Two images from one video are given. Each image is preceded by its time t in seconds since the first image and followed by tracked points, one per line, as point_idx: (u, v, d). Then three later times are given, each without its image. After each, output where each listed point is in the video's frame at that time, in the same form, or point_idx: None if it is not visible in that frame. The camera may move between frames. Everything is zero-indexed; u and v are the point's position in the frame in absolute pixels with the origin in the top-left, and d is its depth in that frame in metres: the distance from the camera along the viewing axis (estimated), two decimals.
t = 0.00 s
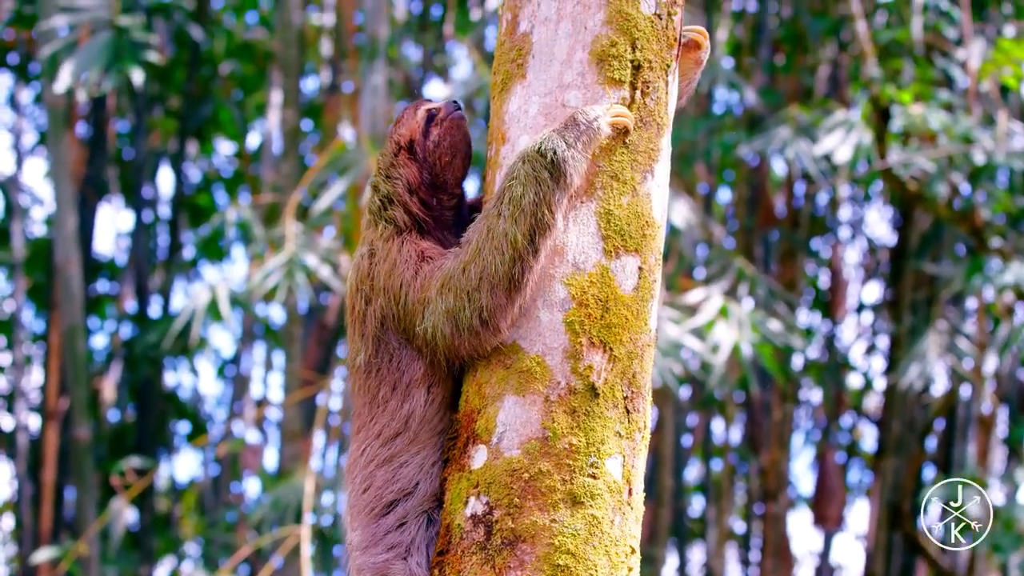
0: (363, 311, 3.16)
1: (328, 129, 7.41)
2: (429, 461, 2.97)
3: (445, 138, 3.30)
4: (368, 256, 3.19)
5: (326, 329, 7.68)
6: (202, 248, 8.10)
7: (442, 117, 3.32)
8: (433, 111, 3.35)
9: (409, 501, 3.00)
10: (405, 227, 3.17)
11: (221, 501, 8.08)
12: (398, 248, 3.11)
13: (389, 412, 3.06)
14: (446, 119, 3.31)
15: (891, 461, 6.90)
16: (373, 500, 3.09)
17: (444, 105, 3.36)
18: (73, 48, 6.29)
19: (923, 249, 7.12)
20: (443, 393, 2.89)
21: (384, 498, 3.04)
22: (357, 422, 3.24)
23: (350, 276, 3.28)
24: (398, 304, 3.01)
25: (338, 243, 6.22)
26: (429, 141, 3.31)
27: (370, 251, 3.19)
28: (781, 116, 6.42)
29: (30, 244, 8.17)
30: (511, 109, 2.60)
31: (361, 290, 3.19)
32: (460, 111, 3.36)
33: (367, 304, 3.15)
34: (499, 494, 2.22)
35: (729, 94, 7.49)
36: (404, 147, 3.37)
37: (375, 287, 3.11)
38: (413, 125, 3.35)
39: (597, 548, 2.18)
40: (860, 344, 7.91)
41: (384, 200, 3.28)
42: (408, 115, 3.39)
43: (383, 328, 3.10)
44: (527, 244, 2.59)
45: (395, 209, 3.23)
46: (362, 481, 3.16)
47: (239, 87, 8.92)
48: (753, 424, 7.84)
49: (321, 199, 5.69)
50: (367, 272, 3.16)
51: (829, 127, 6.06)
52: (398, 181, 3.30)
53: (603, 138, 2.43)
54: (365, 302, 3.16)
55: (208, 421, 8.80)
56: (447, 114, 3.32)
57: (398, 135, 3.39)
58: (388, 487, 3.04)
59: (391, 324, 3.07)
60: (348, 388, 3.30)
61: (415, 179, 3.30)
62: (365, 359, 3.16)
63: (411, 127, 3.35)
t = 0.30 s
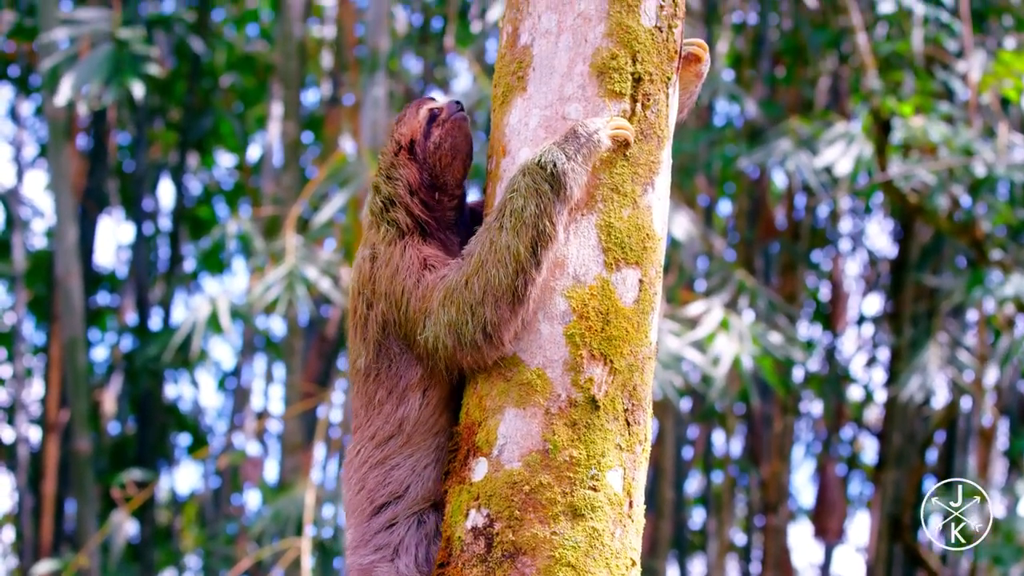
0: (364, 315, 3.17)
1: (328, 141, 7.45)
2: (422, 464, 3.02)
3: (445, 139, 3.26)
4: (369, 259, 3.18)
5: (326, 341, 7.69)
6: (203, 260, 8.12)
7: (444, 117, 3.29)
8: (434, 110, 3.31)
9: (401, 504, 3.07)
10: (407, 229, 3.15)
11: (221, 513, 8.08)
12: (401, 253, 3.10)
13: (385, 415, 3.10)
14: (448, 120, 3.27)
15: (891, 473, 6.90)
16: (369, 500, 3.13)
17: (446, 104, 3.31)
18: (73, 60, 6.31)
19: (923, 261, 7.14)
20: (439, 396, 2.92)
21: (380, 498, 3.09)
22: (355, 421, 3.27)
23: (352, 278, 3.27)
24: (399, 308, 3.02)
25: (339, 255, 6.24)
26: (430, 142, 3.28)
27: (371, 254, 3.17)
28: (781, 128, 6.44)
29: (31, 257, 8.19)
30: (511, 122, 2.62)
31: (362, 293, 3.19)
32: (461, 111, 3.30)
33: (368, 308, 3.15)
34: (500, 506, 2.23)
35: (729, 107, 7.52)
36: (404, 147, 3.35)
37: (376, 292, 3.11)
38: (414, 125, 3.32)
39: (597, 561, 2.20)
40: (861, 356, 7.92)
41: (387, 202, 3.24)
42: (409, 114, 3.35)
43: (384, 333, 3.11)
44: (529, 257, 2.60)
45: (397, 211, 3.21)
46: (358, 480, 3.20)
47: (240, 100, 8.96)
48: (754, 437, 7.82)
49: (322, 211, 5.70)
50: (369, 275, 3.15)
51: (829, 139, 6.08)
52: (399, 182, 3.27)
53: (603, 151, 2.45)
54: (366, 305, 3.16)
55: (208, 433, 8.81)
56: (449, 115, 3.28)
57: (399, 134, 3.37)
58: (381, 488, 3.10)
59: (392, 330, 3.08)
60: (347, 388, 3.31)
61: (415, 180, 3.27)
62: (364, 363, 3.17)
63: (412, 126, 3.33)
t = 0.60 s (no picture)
0: (365, 308, 3.19)
1: (330, 154, 7.49)
2: (404, 445, 3.09)
3: (454, 128, 3.23)
4: (373, 251, 3.18)
5: (327, 353, 7.70)
6: (204, 273, 8.14)
7: (454, 106, 3.24)
8: (445, 98, 3.27)
9: (378, 482, 3.10)
10: (414, 224, 3.14)
11: (223, 525, 8.09)
12: (405, 249, 3.10)
13: (369, 402, 3.17)
14: (459, 109, 3.23)
15: (893, 485, 6.90)
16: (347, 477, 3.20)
17: (457, 93, 3.29)
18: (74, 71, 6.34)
19: (924, 273, 7.15)
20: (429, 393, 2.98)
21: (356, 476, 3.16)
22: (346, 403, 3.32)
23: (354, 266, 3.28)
24: (399, 305, 3.04)
25: (340, 267, 6.25)
26: (439, 131, 3.25)
27: (376, 246, 3.17)
28: (782, 141, 6.47)
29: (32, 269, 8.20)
30: (513, 135, 2.63)
31: (364, 285, 3.20)
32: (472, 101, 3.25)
33: (369, 300, 3.16)
34: (501, 519, 2.24)
35: (730, 119, 7.55)
36: (413, 135, 3.32)
37: (379, 287, 3.12)
38: (424, 113, 3.28)
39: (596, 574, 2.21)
40: (862, 368, 7.92)
41: (395, 190, 3.24)
42: (419, 101, 3.31)
43: (383, 327, 3.14)
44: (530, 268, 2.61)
45: (405, 201, 3.20)
46: (339, 458, 3.27)
47: (242, 112, 8.99)
48: (755, 449, 7.82)
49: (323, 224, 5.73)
50: (372, 269, 3.15)
51: (830, 151, 6.11)
52: (407, 172, 3.25)
53: (603, 163, 2.47)
54: (368, 299, 3.17)
55: (210, 445, 8.83)
56: (460, 103, 3.24)
57: (408, 121, 3.33)
58: (360, 467, 3.14)
59: (391, 326, 3.11)
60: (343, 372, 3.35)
61: (423, 170, 3.25)
62: (361, 353, 3.21)
63: (422, 114, 3.28)
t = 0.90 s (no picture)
0: (370, 302, 3.20)
1: (331, 166, 7.52)
2: (399, 425, 3.12)
3: (464, 115, 3.15)
4: (381, 247, 3.17)
5: (329, 365, 7.72)
6: (205, 285, 8.17)
7: (466, 95, 3.17)
8: (457, 88, 3.21)
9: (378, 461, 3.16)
10: (425, 218, 3.14)
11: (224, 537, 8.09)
12: (415, 248, 3.09)
13: (368, 390, 3.21)
14: (471, 99, 3.15)
15: (894, 498, 6.90)
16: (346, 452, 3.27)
17: (469, 82, 3.21)
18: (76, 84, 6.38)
19: (925, 286, 7.17)
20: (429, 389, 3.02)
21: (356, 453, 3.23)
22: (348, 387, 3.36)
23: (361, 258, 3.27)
24: (403, 302, 3.06)
25: (342, 280, 6.27)
26: (451, 121, 3.19)
27: (385, 240, 3.17)
28: (783, 154, 6.50)
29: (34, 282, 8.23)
30: (515, 148, 2.66)
31: (369, 278, 3.21)
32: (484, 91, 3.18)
33: (374, 294, 3.18)
34: (502, 531, 2.26)
35: (731, 132, 7.58)
36: (424, 124, 3.29)
37: (384, 282, 3.13)
38: (436, 101, 3.24)
39: None
40: (863, 381, 7.93)
41: (407, 180, 3.24)
42: (431, 90, 3.26)
43: (387, 322, 3.16)
44: (531, 281, 2.61)
45: (417, 193, 3.20)
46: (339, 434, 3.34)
47: (243, 125, 9.03)
48: (756, 462, 7.81)
49: (325, 236, 5.75)
50: (379, 263, 3.15)
51: (831, 164, 6.14)
52: (420, 163, 3.24)
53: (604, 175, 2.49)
54: (374, 293, 3.18)
55: (211, 457, 8.84)
56: (472, 93, 3.16)
57: (419, 110, 3.30)
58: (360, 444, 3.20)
59: (394, 322, 3.13)
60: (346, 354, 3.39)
61: (436, 162, 3.24)
62: (365, 345, 3.23)
63: (434, 103, 3.24)
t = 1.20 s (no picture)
0: (376, 300, 3.22)
1: (333, 178, 7.55)
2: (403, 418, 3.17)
3: (470, 109, 3.11)
4: (389, 244, 3.18)
5: (329, 377, 7.73)
6: (206, 297, 8.19)
7: (473, 91, 3.15)
8: (465, 83, 3.22)
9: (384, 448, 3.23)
10: (433, 215, 3.15)
11: (224, 550, 8.09)
12: (421, 247, 3.09)
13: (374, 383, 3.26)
14: (478, 95, 3.09)
15: (894, 510, 6.91)
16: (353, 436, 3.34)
17: (476, 78, 3.20)
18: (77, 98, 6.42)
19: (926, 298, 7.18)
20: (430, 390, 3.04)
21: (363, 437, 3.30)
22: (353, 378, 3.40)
23: (368, 254, 3.29)
24: (406, 302, 3.08)
25: (342, 292, 6.29)
26: (459, 115, 3.15)
27: (392, 237, 3.18)
28: (783, 166, 6.52)
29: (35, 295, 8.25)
30: (515, 160, 2.69)
31: (376, 276, 3.23)
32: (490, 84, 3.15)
33: (380, 292, 3.20)
34: (502, 543, 2.27)
35: (731, 145, 7.60)
36: (433, 118, 3.31)
37: (390, 281, 3.15)
38: (445, 96, 3.25)
39: None
40: (863, 393, 7.94)
41: (416, 175, 3.25)
42: (439, 85, 3.28)
43: (391, 320, 3.18)
44: (529, 293, 2.59)
45: (426, 188, 3.21)
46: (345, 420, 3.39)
47: (244, 137, 9.07)
48: (756, 474, 7.82)
49: (326, 249, 5.78)
50: (387, 261, 3.16)
51: (831, 177, 6.16)
52: (429, 159, 3.25)
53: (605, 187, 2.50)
54: (380, 290, 3.20)
55: (211, 470, 8.84)
56: (479, 89, 3.13)
57: (428, 105, 3.33)
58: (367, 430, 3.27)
59: (398, 321, 3.15)
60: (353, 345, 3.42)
61: (445, 158, 3.22)
62: (369, 341, 3.26)
63: (442, 98, 3.26)
